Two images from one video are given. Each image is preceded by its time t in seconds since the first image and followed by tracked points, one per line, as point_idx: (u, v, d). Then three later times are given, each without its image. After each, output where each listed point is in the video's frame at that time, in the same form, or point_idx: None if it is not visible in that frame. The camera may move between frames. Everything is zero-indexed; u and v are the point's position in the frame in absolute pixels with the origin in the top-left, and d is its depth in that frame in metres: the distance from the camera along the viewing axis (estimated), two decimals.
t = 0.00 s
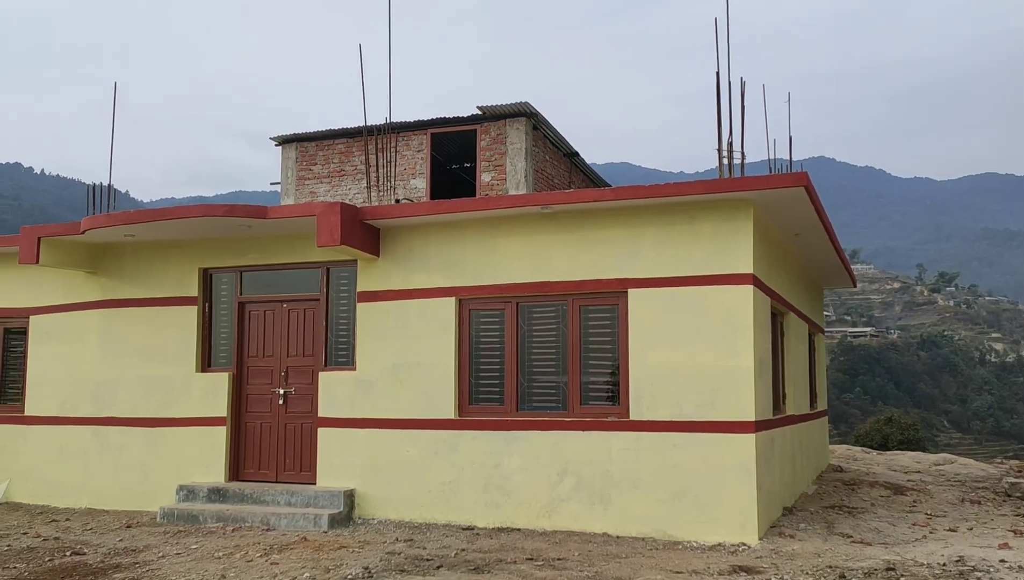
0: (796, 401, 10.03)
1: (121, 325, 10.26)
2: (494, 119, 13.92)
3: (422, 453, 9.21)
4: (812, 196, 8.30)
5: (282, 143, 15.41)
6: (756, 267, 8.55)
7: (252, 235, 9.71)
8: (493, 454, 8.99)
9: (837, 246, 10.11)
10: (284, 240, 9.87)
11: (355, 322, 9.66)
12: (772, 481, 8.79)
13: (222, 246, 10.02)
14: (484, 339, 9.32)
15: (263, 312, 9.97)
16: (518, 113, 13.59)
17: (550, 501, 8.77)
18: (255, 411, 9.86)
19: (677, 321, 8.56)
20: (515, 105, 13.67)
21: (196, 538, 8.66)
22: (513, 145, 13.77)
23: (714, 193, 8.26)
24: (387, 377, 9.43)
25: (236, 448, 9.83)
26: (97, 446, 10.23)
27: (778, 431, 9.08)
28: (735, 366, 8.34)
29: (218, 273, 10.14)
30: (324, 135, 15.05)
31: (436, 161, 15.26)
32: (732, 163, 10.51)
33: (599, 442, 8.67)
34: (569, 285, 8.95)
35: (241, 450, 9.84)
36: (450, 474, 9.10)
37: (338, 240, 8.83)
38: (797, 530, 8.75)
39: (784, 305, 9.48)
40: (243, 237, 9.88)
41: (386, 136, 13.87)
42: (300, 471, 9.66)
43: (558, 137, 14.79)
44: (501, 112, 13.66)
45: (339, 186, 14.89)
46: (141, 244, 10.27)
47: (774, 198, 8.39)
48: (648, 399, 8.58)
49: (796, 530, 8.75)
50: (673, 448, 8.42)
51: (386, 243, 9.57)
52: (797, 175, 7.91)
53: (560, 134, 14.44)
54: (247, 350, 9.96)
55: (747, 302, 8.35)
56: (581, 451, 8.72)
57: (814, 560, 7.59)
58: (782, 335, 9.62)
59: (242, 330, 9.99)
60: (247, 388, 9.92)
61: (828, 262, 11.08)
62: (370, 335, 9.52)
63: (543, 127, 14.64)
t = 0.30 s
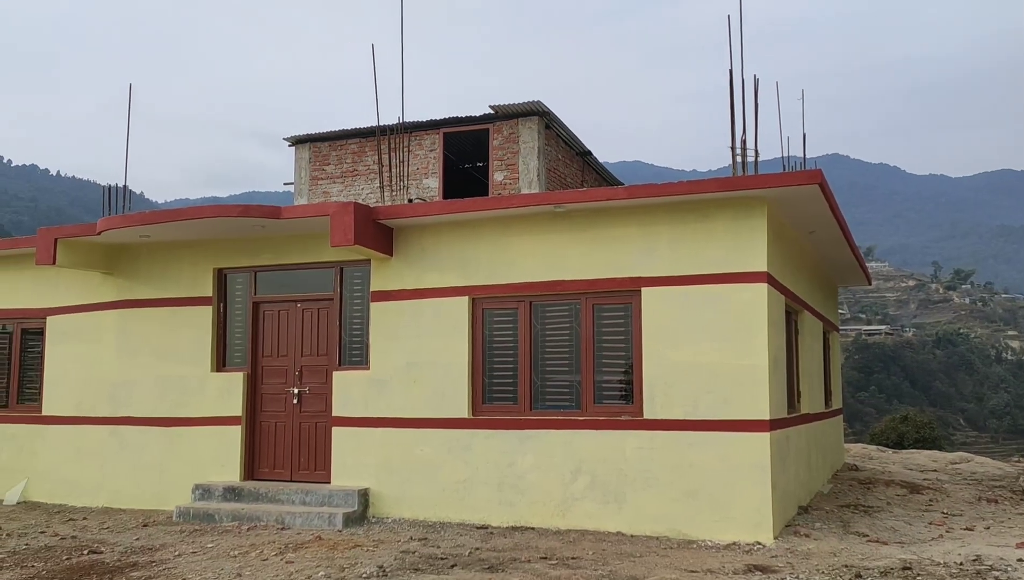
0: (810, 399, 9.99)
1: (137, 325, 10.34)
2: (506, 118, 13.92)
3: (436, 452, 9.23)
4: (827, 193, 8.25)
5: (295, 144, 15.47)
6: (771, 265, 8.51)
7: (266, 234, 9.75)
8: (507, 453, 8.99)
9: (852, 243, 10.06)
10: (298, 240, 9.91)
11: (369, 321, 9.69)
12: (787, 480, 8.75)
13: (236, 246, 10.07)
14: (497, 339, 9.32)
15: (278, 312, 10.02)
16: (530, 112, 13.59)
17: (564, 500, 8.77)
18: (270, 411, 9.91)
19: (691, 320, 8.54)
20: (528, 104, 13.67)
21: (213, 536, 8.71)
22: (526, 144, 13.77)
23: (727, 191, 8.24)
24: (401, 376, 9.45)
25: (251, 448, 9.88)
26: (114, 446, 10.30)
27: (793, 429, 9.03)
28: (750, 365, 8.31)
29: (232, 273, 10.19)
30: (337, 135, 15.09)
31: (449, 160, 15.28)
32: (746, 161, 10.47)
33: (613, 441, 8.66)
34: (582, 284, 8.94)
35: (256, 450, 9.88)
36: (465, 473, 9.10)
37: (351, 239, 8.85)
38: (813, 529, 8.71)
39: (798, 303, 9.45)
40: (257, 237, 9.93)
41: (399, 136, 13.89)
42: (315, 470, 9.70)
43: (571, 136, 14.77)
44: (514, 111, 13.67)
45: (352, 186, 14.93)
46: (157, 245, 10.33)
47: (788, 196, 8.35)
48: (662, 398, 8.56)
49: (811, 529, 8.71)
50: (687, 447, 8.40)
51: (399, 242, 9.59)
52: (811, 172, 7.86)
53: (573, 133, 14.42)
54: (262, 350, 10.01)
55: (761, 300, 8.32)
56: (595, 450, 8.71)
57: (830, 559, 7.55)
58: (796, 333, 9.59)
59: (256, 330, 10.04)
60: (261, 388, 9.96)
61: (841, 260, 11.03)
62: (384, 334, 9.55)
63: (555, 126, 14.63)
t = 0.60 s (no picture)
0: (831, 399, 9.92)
1: (159, 325, 10.43)
2: (525, 118, 13.92)
3: (455, 452, 9.24)
4: (848, 192, 8.19)
5: (315, 145, 15.55)
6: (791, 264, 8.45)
7: (286, 235, 9.81)
8: (526, 453, 8.99)
9: (873, 242, 9.97)
10: (318, 240, 9.96)
11: (388, 321, 9.72)
12: (808, 480, 8.69)
13: (257, 246, 10.14)
14: (516, 338, 9.32)
15: (298, 312, 10.08)
16: (549, 111, 13.59)
17: (583, 500, 8.75)
18: (290, 410, 9.97)
19: (710, 319, 8.50)
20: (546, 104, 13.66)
21: (234, 535, 8.77)
22: (544, 144, 13.76)
23: (747, 190, 8.20)
24: (421, 376, 9.48)
25: (271, 447, 9.94)
26: (137, 445, 10.40)
27: (814, 429, 8.96)
28: (770, 365, 8.26)
29: (253, 273, 10.26)
30: (356, 136, 15.15)
31: (467, 160, 15.31)
32: (766, 160, 10.41)
33: (633, 441, 8.63)
34: (601, 284, 8.93)
35: (276, 449, 9.94)
36: (484, 473, 9.11)
37: (371, 240, 8.88)
38: (835, 530, 8.65)
39: (819, 302, 9.38)
40: (278, 237, 9.99)
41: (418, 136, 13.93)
42: (335, 470, 9.74)
43: (589, 135, 14.74)
44: (533, 111, 13.66)
45: (371, 187, 14.98)
46: (179, 246, 10.42)
47: (809, 194, 8.29)
48: (682, 398, 8.53)
49: (833, 530, 8.64)
50: (708, 447, 8.36)
51: (419, 242, 9.62)
52: (832, 171, 7.81)
53: (591, 132, 14.40)
54: (282, 350, 10.07)
55: (782, 300, 8.26)
56: (615, 450, 8.69)
57: (852, 560, 7.49)
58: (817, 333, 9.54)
59: (277, 330, 10.10)
60: (282, 387, 10.03)
61: (862, 259, 10.94)
62: (404, 334, 9.58)
63: (574, 126, 14.61)
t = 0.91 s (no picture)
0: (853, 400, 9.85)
1: (182, 325, 10.52)
2: (544, 119, 13.92)
3: (475, 452, 9.26)
4: (870, 192, 8.12)
5: (335, 146, 15.63)
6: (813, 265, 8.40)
7: (307, 236, 9.87)
8: (546, 453, 8.99)
9: (896, 242, 9.87)
10: (338, 241, 10.01)
11: (408, 321, 9.76)
12: (830, 482, 8.63)
13: (278, 247, 10.20)
14: (536, 339, 9.32)
15: (319, 312, 10.14)
16: (568, 112, 13.58)
17: (603, 501, 8.74)
18: (311, 410, 10.03)
19: (730, 320, 8.46)
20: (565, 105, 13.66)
21: (256, 534, 8.84)
22: (563, 145, 13.75)
23: (768, 191, 8.15)
24: (440, 376, 9.50)
25: (292, 446, 10.00)
26: (159, 444, 10.50)
27: (836, 431, 8.89)
28: (791, 366, 8.21)
29: (274, 274, 10.33)
30: (376, 137, 15.22)
31: (487, 161, 15.33)
32: (788, 160, 10.34)
33: (652, 442, 8.60)
34: (621, 285, 8.91)
35: (297, 448, 10.01)
36: (503, 473, 9.12)
37: (391, 241, 8.91)
38: (857, 533, 8.59)
39: (840, 302, 9.31)
40: (299, 238, 10.05)
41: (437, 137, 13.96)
42: (355, 469, 9.79)
43: (609, 136, 14.72)
44: (552, 112, 13.66)
45: (391, 188, 15.04)
46: (201, 246, 10.51)
47: (831, 195, 8.23)
48: (702, 399, 8.49)
49: (855, 533, 8.57)
50: (728, 449, 8.32)
51: (438, 243, 9.65)
52: (854, 171, 7.75)
53: (611, 133, 14.37)
54: (303, 350, 10.13)
55: (803, 301, 8.21)
56: (634, 451, 8.66)
57: (875, 563, 7.43)
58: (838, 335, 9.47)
59: (297, 330, 10.16)
60: (302, 387, 10.09)
61: (885, 259, 10.86)
62: (423, 335, 9.61)
63: (593, 126, 14.60)
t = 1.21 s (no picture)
0: (875, 404, 9.76)
1: (203, 326, 10.60)
2: (563, 121, 13.92)
3: (494, 454, 9.26)
4: (893, 194, 8.04)
5: (355, 148, 15.70)
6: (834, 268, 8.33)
7: (327, 237, 9.92)
8: (564, 456, 8.98)
9: (919, 244, 9.77)
10: (357, 243, 10.05)
11: (427, 323, 9.79)
12: (851, 487, 8.56)
13: (298, 249, 10.26)
14: (554, 341, 9.32)
15: (338, 313, 10.19)
16: (587, 114, 13.56)
17: (622, 503, 8.71)
18: (330, 411, 10.08)
19: (750, 323, 8.41)
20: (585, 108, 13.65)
21: (275, 534, 8.88)
22: (583, 147, 13.74)
23: (789, 193, 8.09)
24: (459, 378, 9.52)
25: (312, 447, 10.06)
26: (181, 444, 10.58)
27: (857, 435, 8.81)
28: (812, 369, 8.14)
29: (294, 275, 10.39)
30: (396, 140, 15.27)
31: (506, 162, 15.34)
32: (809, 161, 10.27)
33: (672, 445, 8.56)
34: (640, 287, 8.87)
35: (317, 449, 10.06)
36: (522, 475, 9.11)
37: (410, 242, 8.93)
38: (879, 538, 8.51)
39: (861, 305, 9.22)
40: (319, 240, 10.10)
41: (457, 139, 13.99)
42: (374, 471, 9.83)
43: (628, 138, 14.69)
44: (571, 114, 13.66)
45: (410, 189, 15.09)
46: (222, 248, 10.58)
47: (853, 196, 8.16)
48: (722, 403, 8.44)
49: (877, 538, 8.50)
50: (748, 453, 8.27)
51: (457, 245, 9.66)
52: (876, 174, 7.68)
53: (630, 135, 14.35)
54: (323, 351, 10.18)
55: (824, 304, 8.14)
56: (653, 454, 8.63)
57: (897, 569, 7.37)
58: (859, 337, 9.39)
59: (317, 331, 10.22)
60: (322, 388, 10.14)
61: (908, 262, 10.75)
62: (442, 336, 9.63)
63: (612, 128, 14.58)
